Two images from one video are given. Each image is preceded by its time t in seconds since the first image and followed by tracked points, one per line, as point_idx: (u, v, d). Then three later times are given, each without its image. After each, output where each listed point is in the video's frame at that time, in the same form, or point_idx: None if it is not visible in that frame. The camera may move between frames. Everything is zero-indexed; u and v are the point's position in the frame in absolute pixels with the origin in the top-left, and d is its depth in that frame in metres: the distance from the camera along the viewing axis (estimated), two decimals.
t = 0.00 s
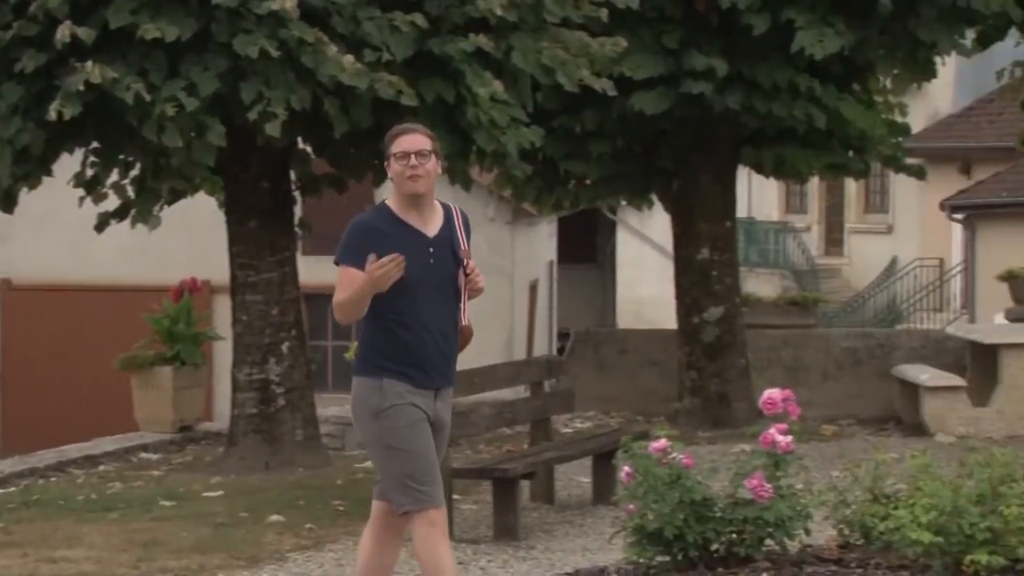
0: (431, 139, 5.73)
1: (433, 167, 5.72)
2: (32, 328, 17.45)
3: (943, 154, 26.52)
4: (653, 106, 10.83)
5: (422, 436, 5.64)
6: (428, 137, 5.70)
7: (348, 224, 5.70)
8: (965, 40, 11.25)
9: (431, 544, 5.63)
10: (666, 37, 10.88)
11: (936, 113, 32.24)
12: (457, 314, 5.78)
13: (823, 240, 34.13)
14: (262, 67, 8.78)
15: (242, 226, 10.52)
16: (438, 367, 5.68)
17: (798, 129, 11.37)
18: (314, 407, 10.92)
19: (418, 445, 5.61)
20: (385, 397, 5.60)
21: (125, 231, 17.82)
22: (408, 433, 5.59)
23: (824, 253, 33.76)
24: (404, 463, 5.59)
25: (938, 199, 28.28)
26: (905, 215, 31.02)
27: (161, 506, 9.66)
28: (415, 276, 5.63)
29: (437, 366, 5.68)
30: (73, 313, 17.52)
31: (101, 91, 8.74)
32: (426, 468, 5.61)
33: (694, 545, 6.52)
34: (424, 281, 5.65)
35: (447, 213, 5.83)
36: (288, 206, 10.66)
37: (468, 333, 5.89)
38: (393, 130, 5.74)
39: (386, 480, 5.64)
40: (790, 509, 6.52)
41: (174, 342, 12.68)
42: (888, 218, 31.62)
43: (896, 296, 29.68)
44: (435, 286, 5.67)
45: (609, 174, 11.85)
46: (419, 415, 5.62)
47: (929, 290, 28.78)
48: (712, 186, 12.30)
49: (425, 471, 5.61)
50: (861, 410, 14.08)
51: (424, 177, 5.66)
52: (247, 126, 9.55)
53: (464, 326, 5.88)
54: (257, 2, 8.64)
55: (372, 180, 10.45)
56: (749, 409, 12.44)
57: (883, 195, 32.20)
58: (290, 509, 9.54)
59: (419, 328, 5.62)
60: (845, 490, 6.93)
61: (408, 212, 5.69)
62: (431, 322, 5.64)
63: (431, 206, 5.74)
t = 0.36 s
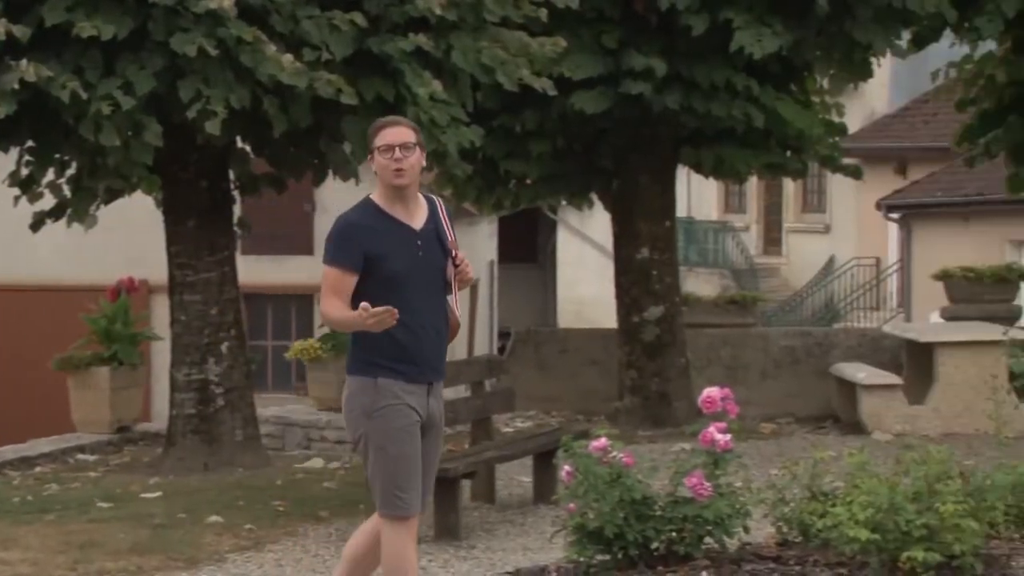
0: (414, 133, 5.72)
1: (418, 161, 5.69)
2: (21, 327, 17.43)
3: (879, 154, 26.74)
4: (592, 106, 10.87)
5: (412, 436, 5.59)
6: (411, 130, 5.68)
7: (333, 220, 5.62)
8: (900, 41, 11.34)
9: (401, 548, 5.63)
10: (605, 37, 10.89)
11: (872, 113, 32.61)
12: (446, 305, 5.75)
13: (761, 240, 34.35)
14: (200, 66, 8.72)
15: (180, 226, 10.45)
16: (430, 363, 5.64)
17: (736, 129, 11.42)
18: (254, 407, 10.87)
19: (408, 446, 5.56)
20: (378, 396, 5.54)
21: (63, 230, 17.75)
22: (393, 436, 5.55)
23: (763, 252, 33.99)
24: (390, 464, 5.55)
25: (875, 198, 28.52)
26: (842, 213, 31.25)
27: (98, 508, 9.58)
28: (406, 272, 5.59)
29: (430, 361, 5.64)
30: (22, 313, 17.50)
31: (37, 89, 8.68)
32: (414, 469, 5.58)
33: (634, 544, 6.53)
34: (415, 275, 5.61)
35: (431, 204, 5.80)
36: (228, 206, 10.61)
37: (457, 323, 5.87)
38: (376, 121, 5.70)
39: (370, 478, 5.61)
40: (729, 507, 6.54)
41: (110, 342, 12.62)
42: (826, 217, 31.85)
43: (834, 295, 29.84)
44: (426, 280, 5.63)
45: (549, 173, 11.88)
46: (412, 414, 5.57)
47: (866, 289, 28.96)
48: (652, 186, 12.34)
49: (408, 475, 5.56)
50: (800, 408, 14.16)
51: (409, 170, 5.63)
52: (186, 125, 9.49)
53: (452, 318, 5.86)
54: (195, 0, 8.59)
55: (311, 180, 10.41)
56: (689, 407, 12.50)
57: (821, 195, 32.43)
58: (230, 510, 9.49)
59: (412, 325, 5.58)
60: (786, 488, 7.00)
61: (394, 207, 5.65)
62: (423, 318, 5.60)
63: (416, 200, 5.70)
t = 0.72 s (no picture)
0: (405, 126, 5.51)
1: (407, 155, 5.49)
2: None
3: (827, 154, 26.93)
4: (542, 105, 10.85)
5: (387, 436, 5.45)
6: (401, 124, 5.46)
7: (318, 211, 5.47)
8: (848, 42, 11.42)
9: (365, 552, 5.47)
10: (555, 37, 10.90)
11: (820, 113, 32.86)
12: (432, 303, 5.60)
13: (711, 239, 34.49)
14: (148, 65, 8.68)
15: (130, 226, 10.39)
16: (412, 360, 5.48)
17: (686, 129, 11.44)
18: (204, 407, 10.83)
19: (379, 448, 5.44)
20: (353, 397, 5.43)
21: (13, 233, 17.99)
22: (362, 435, 5.43)
23: (713, 252, 34.17)
24: (360, 464, 5.45)
25: (824, 197, 28.69)
26: (791, 213, 31.40)
27: (46, 510, 9.50)
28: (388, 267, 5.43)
29: (412, 359, 5.48)
30: None
31: None
32: (385, 471, 5.45)
33: (585, 543, 6.54)
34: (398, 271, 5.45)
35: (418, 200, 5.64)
36: (177, 206, 10.56)
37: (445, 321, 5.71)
38: (367, 115, 5.52)
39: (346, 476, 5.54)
40: (680, 506, 6.54)
41: (58, 342, 12.53)
42: (775, 216, 31.99)
43: (783, 294, 29.95)
44: (410, 275, 5.48)
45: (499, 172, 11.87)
46: (389, 414, 5.43)
47: (815, 289, 29.10)
48: (603, 185, 12.37)
49: (378, 475, 5.45)
50: (750, 406, 14.28)
51: (396, 165, 5.44)
52: (134, 123, 9.43)
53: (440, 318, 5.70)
54: None
55: (261, 179, 10.37)
56: (639, 407, 12.53)
57: (770, 194, 32.59)
58: (179, 511, 9.43)
59: (391, 321, 5.42)
60: (736, 486, 6.98)
61: (379, 202, 5.50)
62: (404, 313, 5.44)
63: (403, 196, 5.54)
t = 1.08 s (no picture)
0: (416, 127, 5.54)
1: (417, 156, 5.51)
2: None
3: (785, 154, 27.04)
4: (500, 105, 10.85)
5: (384, 437, 5.48)
6: (411, 124, 5.50)
7: (326, 212, 5.49)
8: (805, 42, 11.48)
9: (347, 551, 5.55)
10: (514, 37, 10.91)
11: (777, 113, 32.99)
12: (442, 302, 5.54)
13: (670, 239, 34.57)
14: (105, 64, 8.63)
15: (86, 226, 10.33)
16: (417, 362, 5.46)
17: (644, 129, 11.46)
18: (161, 407, 10.78)
19: (373, 450, 5.48)
20: (353, 396, 5.46)
21: None
22: (359, 435, 5.48)
23: (671, 252, 34.28)
24: (356, 464, 5.50)
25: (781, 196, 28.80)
26: (749, 212, 31.50)
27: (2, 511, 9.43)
28: (390, 268, 5.42)
29: (416, 359, 5.46)
30: None
31: None
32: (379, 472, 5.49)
33: (544, 542, 6.54)
34: (401, 272, 5.43)
35: (432, 201, 5.60)
36: (134, 205, 10.50)
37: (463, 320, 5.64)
38: (375, 116, 5.55)
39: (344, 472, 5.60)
40: (638, 505, 6.55)
41: (14, 343, 12.55)
42: (733, 215, 32.07)
43: (740, 294, 30.02)
44: (414, 277, 5.45)
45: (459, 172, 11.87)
46: (387, 416, 5.45)
47: (773, 288, 29.20)
48: (561, 185, 12.38)
49: (373, 476, 5.50)
50: (708, 405, 14.35)
51: (406, 164, 5.45)
52: (90, 122, 9.37)
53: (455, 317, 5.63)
54: None
55: (219, 179, 10.33)
56: (598, 406, 12.57)
57: (728, 194, 32.70)
58: (137, 512, 9.39)
59: (394, 323, 5.42)
60: (694, 485, 6.99)
61: (389, 204, 5.49)
62: (406, 316, 5.43)
63: (414, 198, 5.53)
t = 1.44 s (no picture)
0: (410, 126, 5.43)
1: (410, 154, 5.40)
2: None
3: (734, 153, 27.17)
4: (451, 105, 10.84)
5: (373, 432, 5.36)
6: (405, 123, 5.40)
7: (320, 211, 5.40)
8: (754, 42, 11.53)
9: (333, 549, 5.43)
10: (465, 36, 10.90)
11: (727, 113, 33.13)
12: (435, 302, 5.42)
13: (621, 239, 34.65)
14: (52, 63, 8.56)
15: (34, 225, 10.25)
16: (408, 360, 5.34)
17: (595, 129, 11.47)
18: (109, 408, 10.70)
19: (363, 443, 5.35)
20: (343, 391, 5.36)
21: None
22: (349, 428, 5.35)
23: (622, 251, 34.38)
24: (345, 459, 5.37)
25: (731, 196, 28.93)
26: (700, 212, 31.62)
27: None
28: (382, 267, 5.32)
29: (407, 356, 5.34)
30: None
31: None
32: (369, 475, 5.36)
33: (495, 542, 6.55)
34: (393, 271, 5.32)
35: (428, 200, 5.48)
36: (82, 204, 10.43)
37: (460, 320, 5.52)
38: (369, 114, 5.45)
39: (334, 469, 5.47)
40: (589, 503, 6.55)
41: None
42: (683, 215, 32.18)
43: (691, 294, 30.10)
44: (406, 275, 5.33)
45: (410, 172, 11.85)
46: (375, 411, 5.34)
47: (723, 288, 29.31)
48: (512, 185, 12.39)
49: (364, 470, 5.36)
50: (659, 404, 14.40)
51: (398, 163, 5.34)
52: (37, 121, 9.29)
53: (452, 315, 5.50)
54: None
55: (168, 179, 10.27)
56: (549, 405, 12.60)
57: (678, 194, 32.81)
58: (85, 513, 9.32)
59: (385, 321, 5.31)
60: (644, 483, 6.99)
61: (383, 203, 5.37)
62: (397, 314, 5.31)
63: (409, 197, 5.41)
